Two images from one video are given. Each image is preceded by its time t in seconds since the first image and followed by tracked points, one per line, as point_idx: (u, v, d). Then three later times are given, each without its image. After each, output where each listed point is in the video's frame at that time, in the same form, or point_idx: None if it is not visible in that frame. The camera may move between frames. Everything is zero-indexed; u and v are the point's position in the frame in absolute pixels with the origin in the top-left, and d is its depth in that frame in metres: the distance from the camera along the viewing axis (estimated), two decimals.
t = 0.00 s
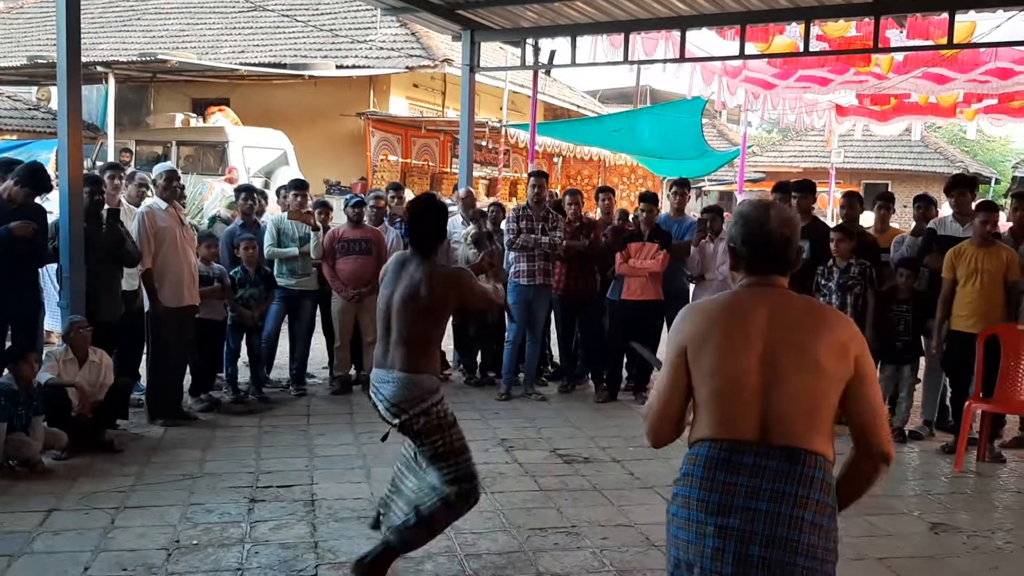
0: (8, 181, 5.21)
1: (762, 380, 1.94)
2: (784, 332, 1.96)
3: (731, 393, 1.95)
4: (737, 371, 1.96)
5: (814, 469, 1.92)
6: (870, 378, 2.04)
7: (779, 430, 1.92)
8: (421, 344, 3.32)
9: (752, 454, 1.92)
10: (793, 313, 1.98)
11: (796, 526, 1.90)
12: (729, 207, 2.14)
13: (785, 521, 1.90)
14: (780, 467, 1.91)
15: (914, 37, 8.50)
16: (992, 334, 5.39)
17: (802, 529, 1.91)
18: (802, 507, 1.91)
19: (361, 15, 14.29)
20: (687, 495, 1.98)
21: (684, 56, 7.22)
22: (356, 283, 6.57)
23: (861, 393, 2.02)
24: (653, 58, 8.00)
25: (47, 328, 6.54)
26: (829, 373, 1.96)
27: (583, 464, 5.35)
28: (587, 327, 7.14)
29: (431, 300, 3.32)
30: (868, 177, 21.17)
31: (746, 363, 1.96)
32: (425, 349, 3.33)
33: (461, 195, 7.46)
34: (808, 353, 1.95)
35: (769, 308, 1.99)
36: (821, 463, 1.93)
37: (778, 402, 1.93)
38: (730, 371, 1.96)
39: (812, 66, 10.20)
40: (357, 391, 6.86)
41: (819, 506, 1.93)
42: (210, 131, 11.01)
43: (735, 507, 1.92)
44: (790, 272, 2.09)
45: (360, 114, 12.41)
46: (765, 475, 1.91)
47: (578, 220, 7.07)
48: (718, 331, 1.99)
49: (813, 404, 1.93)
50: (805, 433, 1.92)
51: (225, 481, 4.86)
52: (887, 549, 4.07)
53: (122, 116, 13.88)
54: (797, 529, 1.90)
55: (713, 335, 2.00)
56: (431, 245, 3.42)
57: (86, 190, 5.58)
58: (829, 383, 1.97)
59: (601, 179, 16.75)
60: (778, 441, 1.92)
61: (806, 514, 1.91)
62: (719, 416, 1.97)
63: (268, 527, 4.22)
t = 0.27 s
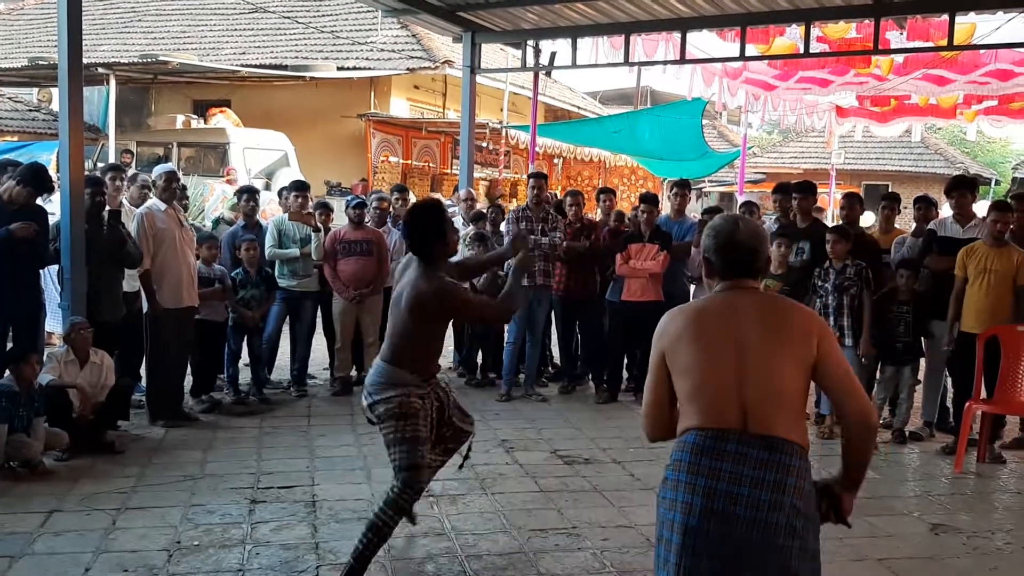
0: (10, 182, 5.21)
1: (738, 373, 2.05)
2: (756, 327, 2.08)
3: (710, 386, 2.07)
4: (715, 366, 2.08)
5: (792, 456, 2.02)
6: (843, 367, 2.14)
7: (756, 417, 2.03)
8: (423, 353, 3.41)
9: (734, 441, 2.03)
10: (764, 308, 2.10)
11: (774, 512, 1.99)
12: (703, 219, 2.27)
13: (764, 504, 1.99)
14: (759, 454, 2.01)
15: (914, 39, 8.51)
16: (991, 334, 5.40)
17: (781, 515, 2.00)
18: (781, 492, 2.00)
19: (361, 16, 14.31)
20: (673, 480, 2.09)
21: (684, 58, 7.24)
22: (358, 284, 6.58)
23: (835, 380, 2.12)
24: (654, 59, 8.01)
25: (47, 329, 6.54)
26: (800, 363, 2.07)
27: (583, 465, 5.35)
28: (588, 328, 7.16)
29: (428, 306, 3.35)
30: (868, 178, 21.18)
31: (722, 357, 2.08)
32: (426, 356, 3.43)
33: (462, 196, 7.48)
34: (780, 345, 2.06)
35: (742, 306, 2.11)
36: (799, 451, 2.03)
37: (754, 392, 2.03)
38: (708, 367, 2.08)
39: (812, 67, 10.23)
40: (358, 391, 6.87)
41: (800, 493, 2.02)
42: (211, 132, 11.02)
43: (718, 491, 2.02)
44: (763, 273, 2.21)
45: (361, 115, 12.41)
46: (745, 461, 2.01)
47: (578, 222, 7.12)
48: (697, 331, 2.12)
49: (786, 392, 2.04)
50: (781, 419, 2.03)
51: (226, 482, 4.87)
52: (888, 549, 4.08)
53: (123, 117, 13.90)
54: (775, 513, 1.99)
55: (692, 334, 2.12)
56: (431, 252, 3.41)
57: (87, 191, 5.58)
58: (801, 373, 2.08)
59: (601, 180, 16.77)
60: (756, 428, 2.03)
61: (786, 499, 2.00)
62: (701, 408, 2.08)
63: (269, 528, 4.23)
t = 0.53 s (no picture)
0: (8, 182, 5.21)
1: (740, 352, 2.37)
2: (761, 312, 2.37)
3: (717, 362, 2.40)
4: (721, 345, 2.40)
5: (789, 429, 2.32)
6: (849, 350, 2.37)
7: (756, 391, 2.34)
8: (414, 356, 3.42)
9: (736, 412, 2.35)
10: (771, 295, 2.38)
11: (773, 480, 2.30)
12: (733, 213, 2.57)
13: (764, 473, 2.30)
14: (760, 428, 2.32)
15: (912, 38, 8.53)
16: (990, 334, 5.40)
17: (779, 484, 2.30)
18: (779, 463, 2.30)
19: (360, 16, 14.31)
20: (686, 448, 2.42)
21: (683, 57, 7.24)
22: (357, 284, 6.57)
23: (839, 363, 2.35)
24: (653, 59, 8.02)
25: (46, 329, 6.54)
26: (799, 345, 2.35)
27: (582, 465, 5.35)
28: (587, 328, 7.15)
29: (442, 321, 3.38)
30: (867, 178, 21.18)
31: (729, 337, 2.39)
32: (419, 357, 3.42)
33: (461, 196, 7.47)
34: (780, 329, 2.35)
35: (750, 293, 2.40)
36: (796, 425, 2.33)
37: (754, 369, 2.34)
38: (716, 345, 2.41)
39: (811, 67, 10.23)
40: (357, 392, 6.86)
41: (800, 467, 2.32)
42: (210, 132, 11.00)
43: (723, 459, 2.34)
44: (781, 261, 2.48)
45: (360, 115, 12.41)
46: (747, 433, 2.33)
47: (578, 222, 7.12)
48: (709, 313, 2.43)
49: (782, 370, 2.33)
50: (776, 395, 2.32)
51: (225, 482, 4.86)
52: (886, 549, 4.08)
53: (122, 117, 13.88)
54: (772, 481, 2.30)
55: (706, 316, 2.44)
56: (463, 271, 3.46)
57: (85, 191, 5.58)
58: (802, 356, 2.35)
59: (600, 180, 16.77)
60: (754, 402, 2.34)
61: (785, 470, 2.30)
62: (708, 381, 2.42)
63: (268, 528, 4.22)
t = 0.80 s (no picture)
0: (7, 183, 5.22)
1: (777, 358, 2.61)
2: (801, 324, 2.59)
3: (755, 367, 2.65)
4: (763, 351, 2.64)
5: (815, 434, 2.54)
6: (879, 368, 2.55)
7: (785, 397, 2.58)
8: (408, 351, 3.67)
9: (767, 415, 2.60)
10: (812, 310, 2.60)
11: (799, 477, 2.53)
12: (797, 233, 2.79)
13: (789, 469, 2.54)
14: (789, 429, 2.55)
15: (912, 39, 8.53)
16: (989, 335, 5.40)
17: (804, 481, 2.53)
18: (804, 461, 2.53)
19: (360, 17, 14.32)
20: (720, 446, 2.68)
21: (682, 59, 7.25)
22: (357, 286, 6.57)
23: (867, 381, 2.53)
24: (652, 60, 8.02)
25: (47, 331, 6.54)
26: (830, 358, 2.56)
27: (582, 466, 5.35)
28: (587, 329, 7.15)
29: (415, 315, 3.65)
30: (867, 178, 21.18)
31: (768, 346, 2.63)
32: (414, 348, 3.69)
33: (462, 197, 7.47)
34: (815, 341, 2.57)
35: (793, 307, 2.63)
36: (823, 430, 2.55)
37: (785, 375, 2.58)
38: (756, 351, 2.66)
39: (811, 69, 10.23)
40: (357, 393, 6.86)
41: (822, 464, 2.55)
42: (210, 134, 11.00)
43: (753, 457, 2.59)
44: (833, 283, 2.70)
45: (360, 116, 12.42)
46: (775, 433, 2.57)
47: (578, 223, 7.12)
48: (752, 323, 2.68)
49: (812, 380, 2.55)
50: (809, 401, 2.55)
51: (225, 484, 4.86)
52: (887, 550, 4.07)
53: (122, 119, 13.89)
54: (798, 477, 2.53)
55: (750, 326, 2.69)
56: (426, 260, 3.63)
57: (85, 193, 5.59)
58: (837, 368, 2.57)
59: (600, 181, 16.77)
60: (784, 407, 2.58)
61: (812, 469, 2.53)
62: (747, 384, 2.67)
63: (268, 529, 4.22)
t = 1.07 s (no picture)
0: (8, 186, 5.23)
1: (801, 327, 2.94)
2: (824, 297, 2.92)
3: (782, 335, 3.00)
4: (791, 322, 2.98)
5: (830, 399, 2.84)
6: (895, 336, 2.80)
7: (805, 360, 2.90)
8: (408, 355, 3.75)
9: (788, 381, 2.93)
10: (835, 285, 2.92)
11: (813, 442, 2.84)
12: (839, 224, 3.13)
13: (803, 435, 2.84)
14: (806, 396, 2.86)
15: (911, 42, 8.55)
16: (989, 337, 5.41)
17: (818, 445, 2.83)
18: (817, 428, 2.83)
19: (360, 21, 14.35)
20: (750, 412, 3.03)
21: (682, 62, 7.27)
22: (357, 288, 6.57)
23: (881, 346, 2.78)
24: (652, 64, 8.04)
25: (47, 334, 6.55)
26: (847, 327, 2.85)
27: (582, 469, 5.36)
28: (587, 332, 7.15)
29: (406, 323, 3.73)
30: (866, 181, 21.19)
31: (795, 315, 2.97)
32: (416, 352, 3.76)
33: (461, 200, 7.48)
34: (834, 312, 2.88)
35: (819, 283, 2.97)
36: (838, 395, 2.84)
37: (807, 341, 2.91)
38: (784, 323, 3.00)
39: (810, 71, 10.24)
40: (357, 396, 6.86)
41: (837, 432, 2.83)
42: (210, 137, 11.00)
43: (774, 422, 2.92)
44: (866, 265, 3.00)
45: (360, 119, 12.44)
46: (794, 399, 2.89)
47: (577, 226, 7.13)
48: (782, 298, 3.04)
49: (828, 345, 2.86)
50: (829, 365, 2.86)
51: (226, 487, 4.87)
52: (886, 553, 4.08)
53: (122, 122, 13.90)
54: (813, 441, 2.84)
55: (782, 300, 3.05)
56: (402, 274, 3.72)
57: (86, 197, 5.59)
58: (858, 337, 2.86)
59: (600, 184, 16.78)
60: (804, 371, 2.90)
61: (824, 435, 2.83)
62: (775, 352, 3.01)
63: (269, 533, 4.23)
